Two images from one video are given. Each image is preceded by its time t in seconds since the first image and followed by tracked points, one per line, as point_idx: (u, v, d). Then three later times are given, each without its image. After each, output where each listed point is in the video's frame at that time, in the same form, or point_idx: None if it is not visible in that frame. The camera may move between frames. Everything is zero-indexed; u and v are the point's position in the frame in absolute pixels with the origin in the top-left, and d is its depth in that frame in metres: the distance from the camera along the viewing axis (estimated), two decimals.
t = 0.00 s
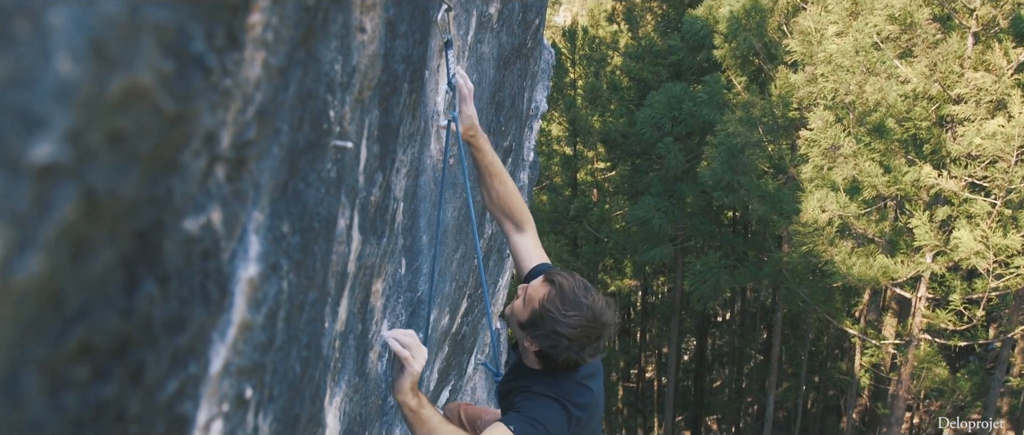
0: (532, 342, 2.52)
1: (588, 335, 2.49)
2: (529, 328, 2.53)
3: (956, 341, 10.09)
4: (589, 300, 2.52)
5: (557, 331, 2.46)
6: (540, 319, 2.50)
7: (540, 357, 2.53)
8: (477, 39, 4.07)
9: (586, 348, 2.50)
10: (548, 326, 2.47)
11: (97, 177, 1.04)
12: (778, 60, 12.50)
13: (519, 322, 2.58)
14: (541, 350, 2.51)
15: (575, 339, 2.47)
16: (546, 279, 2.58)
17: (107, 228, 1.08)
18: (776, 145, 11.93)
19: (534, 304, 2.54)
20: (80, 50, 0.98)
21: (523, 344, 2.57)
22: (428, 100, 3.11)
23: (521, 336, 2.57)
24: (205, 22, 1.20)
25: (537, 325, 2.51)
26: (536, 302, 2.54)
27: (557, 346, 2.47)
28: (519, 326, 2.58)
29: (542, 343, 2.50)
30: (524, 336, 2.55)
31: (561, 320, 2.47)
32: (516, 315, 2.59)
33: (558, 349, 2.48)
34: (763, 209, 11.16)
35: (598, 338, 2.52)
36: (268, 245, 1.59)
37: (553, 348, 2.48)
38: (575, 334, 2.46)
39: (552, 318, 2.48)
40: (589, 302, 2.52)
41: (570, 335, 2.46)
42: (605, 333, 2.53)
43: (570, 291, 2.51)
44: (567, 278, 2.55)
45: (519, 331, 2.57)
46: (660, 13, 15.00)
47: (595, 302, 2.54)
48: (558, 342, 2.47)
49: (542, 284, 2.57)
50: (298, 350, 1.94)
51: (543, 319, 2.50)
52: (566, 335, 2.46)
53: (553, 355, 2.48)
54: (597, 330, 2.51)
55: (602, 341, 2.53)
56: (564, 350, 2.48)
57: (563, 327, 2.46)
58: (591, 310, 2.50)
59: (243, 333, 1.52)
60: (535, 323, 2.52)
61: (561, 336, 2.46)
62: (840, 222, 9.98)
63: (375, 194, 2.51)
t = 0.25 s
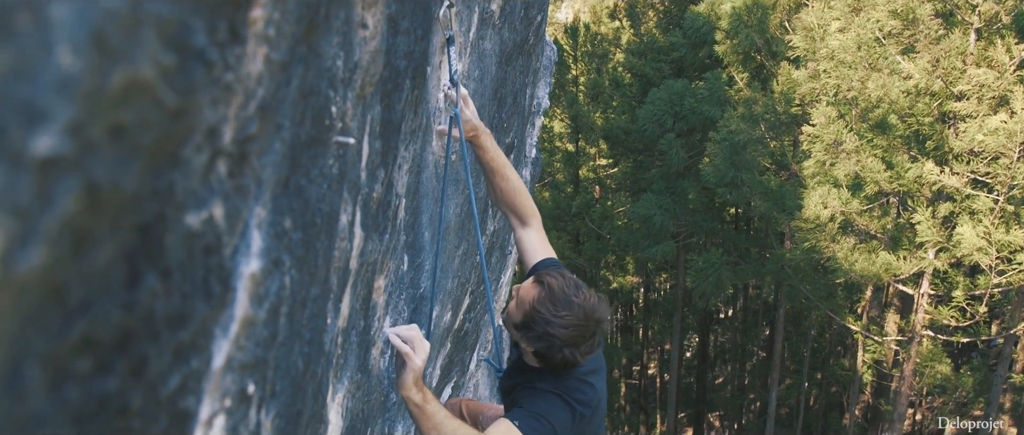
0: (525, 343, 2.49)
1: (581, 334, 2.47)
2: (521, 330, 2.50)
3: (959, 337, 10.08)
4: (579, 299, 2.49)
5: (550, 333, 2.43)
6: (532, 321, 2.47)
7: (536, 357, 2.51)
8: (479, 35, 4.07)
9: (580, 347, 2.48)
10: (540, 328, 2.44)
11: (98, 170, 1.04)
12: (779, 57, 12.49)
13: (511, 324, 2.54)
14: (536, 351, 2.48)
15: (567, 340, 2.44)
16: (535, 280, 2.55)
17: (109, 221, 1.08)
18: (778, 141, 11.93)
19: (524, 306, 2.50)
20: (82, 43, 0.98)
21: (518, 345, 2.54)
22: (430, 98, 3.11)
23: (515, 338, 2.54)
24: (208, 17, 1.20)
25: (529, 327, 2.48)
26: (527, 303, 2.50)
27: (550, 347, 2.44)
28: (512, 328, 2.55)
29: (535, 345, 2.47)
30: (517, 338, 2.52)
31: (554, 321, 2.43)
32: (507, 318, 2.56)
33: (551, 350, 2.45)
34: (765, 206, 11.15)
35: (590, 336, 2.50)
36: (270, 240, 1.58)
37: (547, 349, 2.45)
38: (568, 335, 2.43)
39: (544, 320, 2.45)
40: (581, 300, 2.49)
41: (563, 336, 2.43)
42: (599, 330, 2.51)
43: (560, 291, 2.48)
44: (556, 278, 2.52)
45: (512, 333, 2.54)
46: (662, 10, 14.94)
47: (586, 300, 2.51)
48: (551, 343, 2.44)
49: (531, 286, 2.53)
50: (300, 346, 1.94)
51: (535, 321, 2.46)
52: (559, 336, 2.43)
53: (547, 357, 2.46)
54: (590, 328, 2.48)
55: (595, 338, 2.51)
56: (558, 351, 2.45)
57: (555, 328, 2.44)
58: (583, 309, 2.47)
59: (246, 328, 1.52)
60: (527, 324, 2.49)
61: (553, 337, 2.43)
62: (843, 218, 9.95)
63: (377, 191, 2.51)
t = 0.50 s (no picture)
0: (518, 334, 2.48)
1: (571, 319, 2.45)
2: (512, 321, 2.49)
3: (960, 334, 10.07)
4: (565, 285, 2.47)
5: (539, 321, 2.42)
6: (520, 312, 2.46)
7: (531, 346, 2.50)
8: (480, 33, 4.06)
9: (574, 332, 2.47)
10: (528, 317, 2.43)
11: (100, 167, 1.04)
12: (781, 54, 12.44)
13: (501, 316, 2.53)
14: (529, 340, 2.48)
15: (557, 326, 2.43)
16: (518, 270, 2.53)
17: (111, 220, 1.08)
18: (780, 138, 11.90)
19: (510, 297, 2.49)
20: (83, 41, 0.98)
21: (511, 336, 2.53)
22: (432, 95, 3.10)
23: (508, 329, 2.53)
24: (210, 15, 1.20)
25: (518, 317, 2.46)
26: (513, 294, 2.48)
27: (542, 335, 2.44)
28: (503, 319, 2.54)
29: (527, 334, 2.46)
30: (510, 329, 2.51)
31: (542, 309, 2.42)
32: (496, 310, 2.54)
33: (544, 337, 2.45)
34: (767, 203, 11.13)
35: (581, 321, 2.48)
36: (271, 238, 1.58)
37: (540, 337, 2.45)
38: (557, 321, 2.42)
39: (531, 309, 2.44)
40: (567, 285, 2.48)
41: (552, 323, 2.42)
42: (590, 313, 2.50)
43: (545, 279, 2.47)
44: (539, 266, 2.50)
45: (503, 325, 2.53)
46: (663, 7, 14.91)
47: (572, 285, 2.49)
48: (542, 331, 2.43)
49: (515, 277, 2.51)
50: (302, 344, 1.94)
51: (523, 310, 2.45)
52: (549, 323, 2.42)
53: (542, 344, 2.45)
54: (580, 312, 2.46)
55: (585, 322, 2.49)
56: (551, 337, 2.45)
57: (544, 315, 2.42)
58: (569, 294, 2.46)
59: (247, 326, 1.52)
60: (516, 314, 2.47)
61: (543, 325, 2.43)
62: (844, 214, 10.01)
63: (379, 188, 2.50)
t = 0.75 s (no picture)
0: (525, 317, 2.49)
1: (578, 303, 2.45)
2: (519, 304, 2.50)
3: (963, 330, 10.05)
4: (572, 269, 2.48)
5: (545, 303, 2.43)
6: (526, 294, 2.46)
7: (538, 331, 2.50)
8: (483, 29, 4.05)
9: (580, 317, 2.46)
10: (535, 299, 2.44)
11: (99, 163, 1.04)
12: (783, 50, 12.44)
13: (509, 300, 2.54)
14: (536, 323, 2.48)
15: (563, 309, 2.43)
16: (528, 254, 2.54)
17: (110, 216, 1.07)
18: (783, 134, 11.89)
19: (518, 280, 2.50)
20: (80, 34, 0.98)
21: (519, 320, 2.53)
22: (434, 92, 3.09)
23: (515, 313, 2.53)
24: (209, 10, 1.19)
25: (525, 300, 2.47)
26: (521, 278, 2.49)
27: (547, 317, 2.44)
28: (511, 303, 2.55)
29: (534, 317, 2.46)
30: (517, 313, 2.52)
31: (548, 291, 2.43)
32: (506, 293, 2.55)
33: (549, 321, 2.45)
34: (770, 199, 11.12)
35: (587, 306, 2.47)
36: (273, 234, 1.58)
37: (546, 320, 2.45)
38: (563, 304, 2.43)
39: (538, 291, 2.44)
40: (574, 270, 2.48)
41: (558, 305, 2.42)
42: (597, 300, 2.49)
43: (553, 263, 2.48)
44: (547, 251, 2.51)
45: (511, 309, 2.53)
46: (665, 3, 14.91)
47: (580, 270, 2.50)
48: (548, 313, 2.43)
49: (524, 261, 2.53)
50: (304, 340, 1.93)
51: (530, 293, 2.45)
52: (555, 305, 2.42)
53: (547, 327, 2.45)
54: (587, 298, 2.46)
55: (592, 308, 2.49)
56: (557, 321, 2.44)
57: (550, 298, 2.43)
58: (576, 278, 2.46)
59: (249, 322, 1.51)
60: (524, 298, 2.47)
61: (549, 308, 2.43)
62: (848, 211, 9.99)
63: (381, 185, 2.50)
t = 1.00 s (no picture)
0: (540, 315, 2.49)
1: (586, 287, 2.47)
2: (531, 304, 2.48)
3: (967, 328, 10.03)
4: (572, 255, 2.48)
5: (558, 296, 2.44)
6: (537, 293, 2.45)
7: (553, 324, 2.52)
8: (486, 26, 4.05)
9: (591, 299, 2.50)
10: (547, 296, 2.44)
11: (103, 159, 1.03)
12: (787, 48, 12.40)
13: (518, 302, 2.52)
14: (551, 317, 2.49)
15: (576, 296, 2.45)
16: (523, 253, 2.51)
17: (115, 212, 1.07)
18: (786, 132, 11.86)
19: (525, 282, 2.47)
20: (86, 30, 0.97)
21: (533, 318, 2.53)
22: (437, 89, 3.08)
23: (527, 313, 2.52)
24: (214, 6, 1.18)
25: (537, 299, 2.46)
26: (525, 278, 2.46)
27: (563, 309, 2.46)
28: (521, 304, 2.53)
29: (549, 312, 2.47)
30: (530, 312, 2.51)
31: (558, 285, 2.43)
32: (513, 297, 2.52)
33: (565, 311, 2.47)
34: (773, 196, 11.10)
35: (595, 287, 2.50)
36: (276, 231, 1.58)
37: (561, 312, 2.47)
38: (576, 291, 2.45)
39: (548, 287, 2.44)
40: (574, 255, 2.48)
41: (571, 294, 2.44)
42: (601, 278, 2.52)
43: (553, 256, 2.46)
44: (542, 244, 2.49)
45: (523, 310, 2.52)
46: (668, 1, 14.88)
47: (579, 255, 2.50)
48: (563, 304, 2.45)
49: (523, 262, 2.49)
50: (307, 337, 1.93)
51: (540, 291, 2.45)
52: (568, 295, 2.44)
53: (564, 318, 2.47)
54: (593, 279, 2.49)
55: (598, 288, 2.52)
56: (573, 309, 2.47)
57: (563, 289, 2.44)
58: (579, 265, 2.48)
59: (252, 319, 1.51)
60: (533, 297, 2.47)
61: (563, 299, 2.44)
62: (851, 208, 9.92)
63: (384, 182, 2.50)
